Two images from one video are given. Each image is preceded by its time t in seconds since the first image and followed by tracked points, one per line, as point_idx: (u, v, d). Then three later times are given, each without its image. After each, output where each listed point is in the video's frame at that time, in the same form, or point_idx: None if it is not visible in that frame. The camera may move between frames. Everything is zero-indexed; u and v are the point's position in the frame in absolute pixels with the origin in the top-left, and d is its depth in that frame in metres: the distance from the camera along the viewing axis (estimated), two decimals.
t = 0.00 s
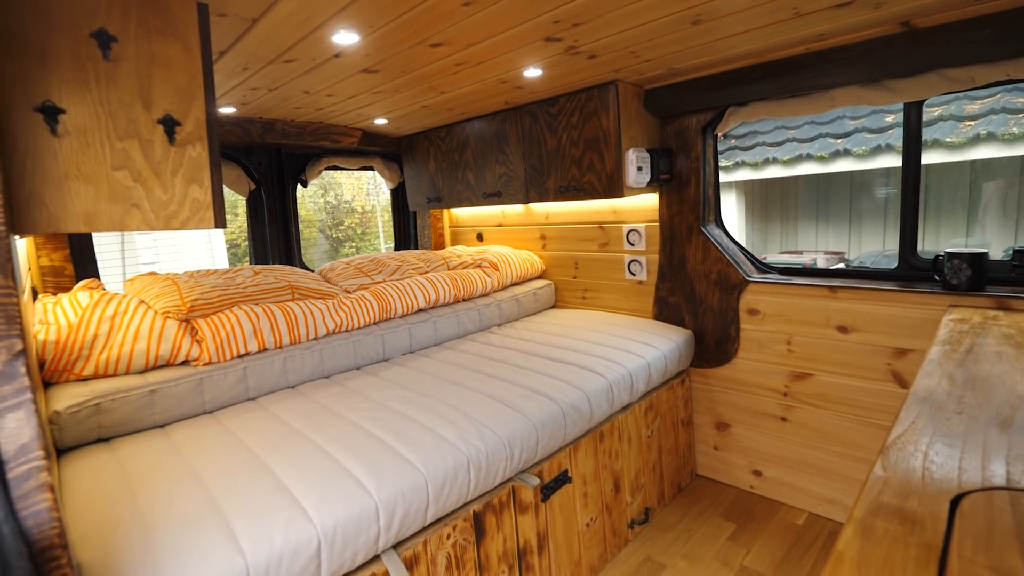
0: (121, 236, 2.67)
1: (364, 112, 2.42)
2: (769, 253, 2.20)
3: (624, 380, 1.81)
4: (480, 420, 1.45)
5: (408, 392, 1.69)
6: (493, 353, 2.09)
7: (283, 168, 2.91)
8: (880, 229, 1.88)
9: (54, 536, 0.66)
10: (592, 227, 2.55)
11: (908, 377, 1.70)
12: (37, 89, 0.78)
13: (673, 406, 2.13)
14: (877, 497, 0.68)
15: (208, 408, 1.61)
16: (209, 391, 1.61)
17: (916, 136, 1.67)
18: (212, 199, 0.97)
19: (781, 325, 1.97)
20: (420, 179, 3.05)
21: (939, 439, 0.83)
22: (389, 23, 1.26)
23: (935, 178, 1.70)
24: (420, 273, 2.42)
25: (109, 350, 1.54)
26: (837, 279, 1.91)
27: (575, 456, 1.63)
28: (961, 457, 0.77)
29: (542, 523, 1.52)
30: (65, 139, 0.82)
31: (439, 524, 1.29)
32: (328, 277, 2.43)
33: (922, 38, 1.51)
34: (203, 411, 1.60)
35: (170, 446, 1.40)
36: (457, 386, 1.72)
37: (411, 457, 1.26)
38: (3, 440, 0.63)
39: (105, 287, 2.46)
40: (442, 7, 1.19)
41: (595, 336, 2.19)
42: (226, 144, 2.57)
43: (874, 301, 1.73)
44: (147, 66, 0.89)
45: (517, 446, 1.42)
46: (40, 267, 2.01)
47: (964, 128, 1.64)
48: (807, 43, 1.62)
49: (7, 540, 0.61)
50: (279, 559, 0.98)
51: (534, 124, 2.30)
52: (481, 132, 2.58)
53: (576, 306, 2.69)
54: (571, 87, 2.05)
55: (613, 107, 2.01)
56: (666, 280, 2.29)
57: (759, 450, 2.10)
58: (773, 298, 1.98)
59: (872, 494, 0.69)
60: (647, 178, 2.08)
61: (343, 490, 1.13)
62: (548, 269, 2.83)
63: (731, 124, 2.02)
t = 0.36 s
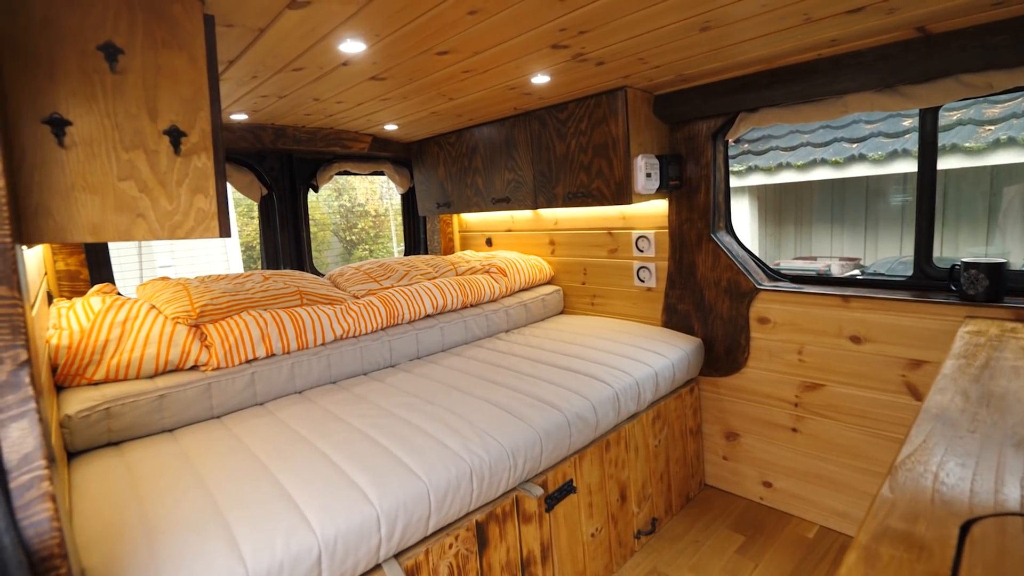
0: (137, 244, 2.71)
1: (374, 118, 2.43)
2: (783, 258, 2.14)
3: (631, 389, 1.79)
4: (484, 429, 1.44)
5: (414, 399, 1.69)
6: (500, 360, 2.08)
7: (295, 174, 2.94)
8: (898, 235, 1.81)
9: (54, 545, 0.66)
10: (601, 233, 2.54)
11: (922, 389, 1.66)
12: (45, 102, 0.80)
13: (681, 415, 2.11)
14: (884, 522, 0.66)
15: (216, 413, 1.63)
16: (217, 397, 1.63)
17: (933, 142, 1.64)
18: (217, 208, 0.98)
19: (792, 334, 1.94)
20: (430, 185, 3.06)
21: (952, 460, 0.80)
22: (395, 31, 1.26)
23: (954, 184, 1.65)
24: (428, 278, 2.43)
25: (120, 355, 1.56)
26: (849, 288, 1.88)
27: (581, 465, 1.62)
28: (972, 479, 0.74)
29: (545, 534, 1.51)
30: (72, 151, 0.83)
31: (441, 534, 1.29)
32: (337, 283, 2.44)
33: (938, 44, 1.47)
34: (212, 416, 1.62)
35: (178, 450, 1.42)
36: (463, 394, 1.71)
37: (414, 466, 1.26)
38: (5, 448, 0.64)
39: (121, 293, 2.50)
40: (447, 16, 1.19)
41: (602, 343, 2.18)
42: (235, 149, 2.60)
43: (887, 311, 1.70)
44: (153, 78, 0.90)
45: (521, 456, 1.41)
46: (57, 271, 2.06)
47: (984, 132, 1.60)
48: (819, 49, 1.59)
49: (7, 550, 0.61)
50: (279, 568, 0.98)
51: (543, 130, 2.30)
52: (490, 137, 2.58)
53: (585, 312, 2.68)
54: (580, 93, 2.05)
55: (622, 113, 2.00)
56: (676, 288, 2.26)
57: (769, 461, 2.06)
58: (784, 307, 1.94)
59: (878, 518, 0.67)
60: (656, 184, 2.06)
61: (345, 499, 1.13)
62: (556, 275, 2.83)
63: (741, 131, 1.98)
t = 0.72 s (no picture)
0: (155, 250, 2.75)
1: (384, 121, 2.44)
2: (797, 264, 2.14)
3: (638, 396, 1.77)
4: (487, 436, 1.43)
5: (418, 404, 1.68)
6: (506, 365, 2.07)
7: (305, 176, 2.96)
8: (914, 241, 1.84)
9: (49, 553, 0.63)
10: (610, 237, 2.52)
11: (938, 401, 1.61)
12: (49, 109, 0.81)
13: (689, 423, 2.08)
14: (890, 548, 0.63)
15: (223, 415, 1.64)
16: (224, 399, 1.64)
17: (951, 147, 1.56)
18: (219, 215, 0.99)
19: (803, 342, 1.90)
20: (439, 188, 3.06)
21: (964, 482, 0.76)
22: (400, 36, 1.26)
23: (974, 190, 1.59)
24: (436, 282, 2.43)
25: (129, 357, 1.58)
26: (862, 296, 1.82)
27: (585, 473, 1.60)
28: (986, 502, 0.71)
29: (549, 543, 1.50)
30: (75, 158, 0.84)
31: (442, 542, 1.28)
32: (345, 285, 2.45)
33: (958, 46, 1.43)
34: (218, 417, 1.63)
35: (184, 452, 1.43)
36: (468, 399, 1.71)
37: (415, 473, 1.25)
38: (4, 455, 0.61)
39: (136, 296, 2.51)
40: (452, 20, 1.18)
41: (610, 348, 2.16)
42: (246, 152, 2.62)
43: (901, 320, 1.66)
44: (157, 84, 0.91)
45: (524, 464, 1.39)
46: (71, 273, 2.10)
47: (1006, 135, 1.58)
48: (833, 51, 1.56)
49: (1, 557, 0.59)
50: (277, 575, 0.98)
51: (552, 133, 2.28)
52: (498, 140, 2.57)
53: (593, 317, 2.66)
54: (589, 97, 2.03)
55: (631, 117, 1.98)
56: (685, 293, 2.24)
57: (779, 471, 2.02)
58: (796, 315, 1.91)
59: (884, 542, 0.64)
60: (666, 189, 2.04)
61: (345, 506, 1.13)
62: (564, 279, 2.81)
63: (753, 134, 1.95)
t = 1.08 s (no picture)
0: (171, 251, 2.79)
1: (392, 122, 2.44)
2: (810, 264, 2.11)
3: (643, 402, 1.75)
4: (488, 441, 1.42)
5: (421, 407, 1.67)
6: (510, 368, 2.06)
7: (315, 177, 2.97)
8: (930, 244, 1.74)
9: (38, 558, 0.62)
10: (618, 240, 2.49)
11: (952, 412, 1.56)
12: (48, 113, 0.83)
13: (696, 429, 2.05)
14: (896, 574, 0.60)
15: (227, 415, 1.65)
16: (229, 399, 1.65)
17: (969, 151, 1.52)
18: (217, 218, 1.00)
19: (813, 348, 1.86)
20: (447, 189, 3.05)
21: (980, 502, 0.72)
22: (403, 38, 1.25)
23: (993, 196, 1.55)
24: (442, 283, 2.42)
25: (136, 356, 1.60)
26: (876, 302, 1.79)
27: (588, 479, 1.58)
28: (1000, 526, 0.67)
29: (549, 550, 1.48)
30: (73, 161, 0.86)
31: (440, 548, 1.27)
32: (352, 286, 2.46)
33: (974, 46, 1.39)
34: (223, 417, 1.64)
35: (188, 452, 1.44)
36: (471, 402, 1.70)
37: (414, 478, 1.25)
38: None
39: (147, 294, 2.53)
40: (454, 22, 1.17)
41: (617, 352, 2.13)
42: (256, 153, 2.64)
43: (913, 328, 1.62)
44: (156, 87, 0.93)
45: (524, 470, 1.38)
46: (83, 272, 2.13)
47: None
48: (844, 53, 1.53)
49: None
50: None
51: (560, 135, 2.26)
52: (507, 142, 2.56)
53: (600, 320, 2.63)
54: (596, 98, 2.01)
55: (639, 118, 1.95)
56: (693, 297, 2.20)
57: (787, 479, 1.99)
58: (806, 320, 1.87)
59: (889, 567, 0.61)
60: (674, 192, 2.01)
61: (342, 511, 1.13)
62: (572, 282, 2.79)
63: (764, 136, 1.92)
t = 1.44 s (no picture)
0: (182, 251, 2.83)
1: (398, 122, 2.43)
2: (820, 269, 2.00)
3: (646, 406, 1.72)
4: (488, 445, 1.40)
5: (422, 409, 1.66)
6: (513, 369, 2.04)
7: (322, 176, 2.97)
8: (945, 249, 1.68)
9: (27, 562, 0.56)
10: (625, 241, 2.47)
11: (965, 422, 1.52)
12: (44, 112, 0.83)
13: (702, 434, 2.02)
14: None
15: (229, 414, 1.65)
16: (230, 398, 1.65)
17: (986, 154, 1.49)
18: (215, 218, 0.99)
19: (821, 354, 1.83)
20: (454, 189, 3.04)
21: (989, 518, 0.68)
22: (405, 37, 1.23)
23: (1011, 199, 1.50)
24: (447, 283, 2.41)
25: (139, 354, 1.60)
26: (886, 307, 1.75)
27: (590, 484, 1.56)
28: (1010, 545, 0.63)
29: (549, 556, 1.46)
30: (70, 161, 0.86)
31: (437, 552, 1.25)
32: (357, 285, 2.45)
33: (993, 46, 1.35)
34: (224, 416, 1.64)
35: (189, 451, 1.44)
36: (472, 405, 1.68)
37: (412, 482, 1.23)
38: None
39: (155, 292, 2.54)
40: (456, 21, 1.16)
41: (621, 355, 2.11)
42: (263, 152, 2.65)
43: (925, 334, 1.58)
44: (153, 87, 0.92)
45: (524, 474, 1.36)
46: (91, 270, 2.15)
47: None
48: (857, 52, 1.49)
49: None
50: None
51: (566, 135, 2.24)
52: (513, 141, 2.54)
53: (606, 322, 2.61)
54: (602, 98, 1.99)
55: (646, 118, 1.92)
56: (700, 300, 2.17)
57: (794, 486, 1.95)
58: (815, 325, 1.83)
59: None
60: (681, 194, 1.98)
61: (338, 514, 1.12)
62: (578, 283, 2.77)
63: (773, 138, 1.89)
